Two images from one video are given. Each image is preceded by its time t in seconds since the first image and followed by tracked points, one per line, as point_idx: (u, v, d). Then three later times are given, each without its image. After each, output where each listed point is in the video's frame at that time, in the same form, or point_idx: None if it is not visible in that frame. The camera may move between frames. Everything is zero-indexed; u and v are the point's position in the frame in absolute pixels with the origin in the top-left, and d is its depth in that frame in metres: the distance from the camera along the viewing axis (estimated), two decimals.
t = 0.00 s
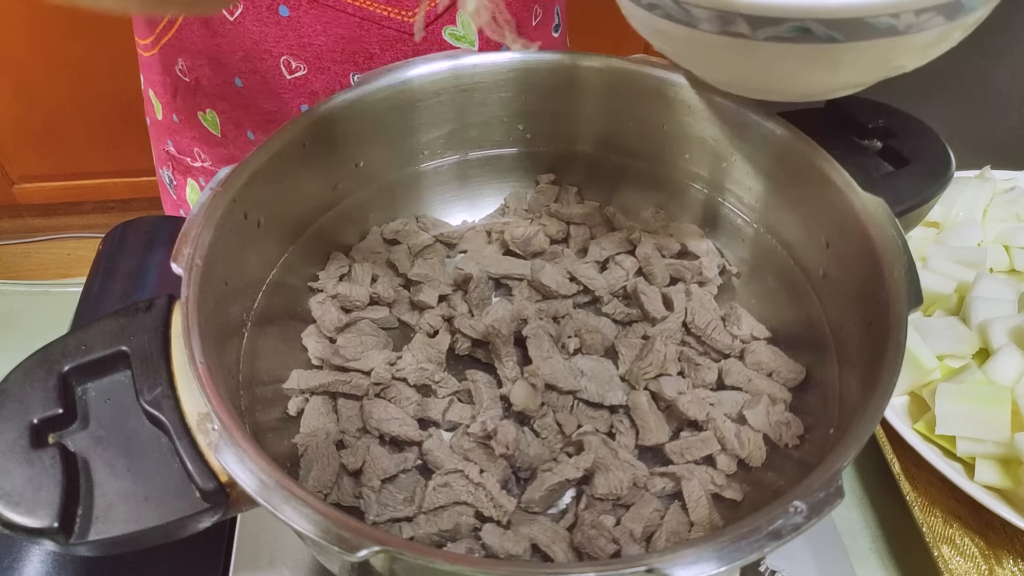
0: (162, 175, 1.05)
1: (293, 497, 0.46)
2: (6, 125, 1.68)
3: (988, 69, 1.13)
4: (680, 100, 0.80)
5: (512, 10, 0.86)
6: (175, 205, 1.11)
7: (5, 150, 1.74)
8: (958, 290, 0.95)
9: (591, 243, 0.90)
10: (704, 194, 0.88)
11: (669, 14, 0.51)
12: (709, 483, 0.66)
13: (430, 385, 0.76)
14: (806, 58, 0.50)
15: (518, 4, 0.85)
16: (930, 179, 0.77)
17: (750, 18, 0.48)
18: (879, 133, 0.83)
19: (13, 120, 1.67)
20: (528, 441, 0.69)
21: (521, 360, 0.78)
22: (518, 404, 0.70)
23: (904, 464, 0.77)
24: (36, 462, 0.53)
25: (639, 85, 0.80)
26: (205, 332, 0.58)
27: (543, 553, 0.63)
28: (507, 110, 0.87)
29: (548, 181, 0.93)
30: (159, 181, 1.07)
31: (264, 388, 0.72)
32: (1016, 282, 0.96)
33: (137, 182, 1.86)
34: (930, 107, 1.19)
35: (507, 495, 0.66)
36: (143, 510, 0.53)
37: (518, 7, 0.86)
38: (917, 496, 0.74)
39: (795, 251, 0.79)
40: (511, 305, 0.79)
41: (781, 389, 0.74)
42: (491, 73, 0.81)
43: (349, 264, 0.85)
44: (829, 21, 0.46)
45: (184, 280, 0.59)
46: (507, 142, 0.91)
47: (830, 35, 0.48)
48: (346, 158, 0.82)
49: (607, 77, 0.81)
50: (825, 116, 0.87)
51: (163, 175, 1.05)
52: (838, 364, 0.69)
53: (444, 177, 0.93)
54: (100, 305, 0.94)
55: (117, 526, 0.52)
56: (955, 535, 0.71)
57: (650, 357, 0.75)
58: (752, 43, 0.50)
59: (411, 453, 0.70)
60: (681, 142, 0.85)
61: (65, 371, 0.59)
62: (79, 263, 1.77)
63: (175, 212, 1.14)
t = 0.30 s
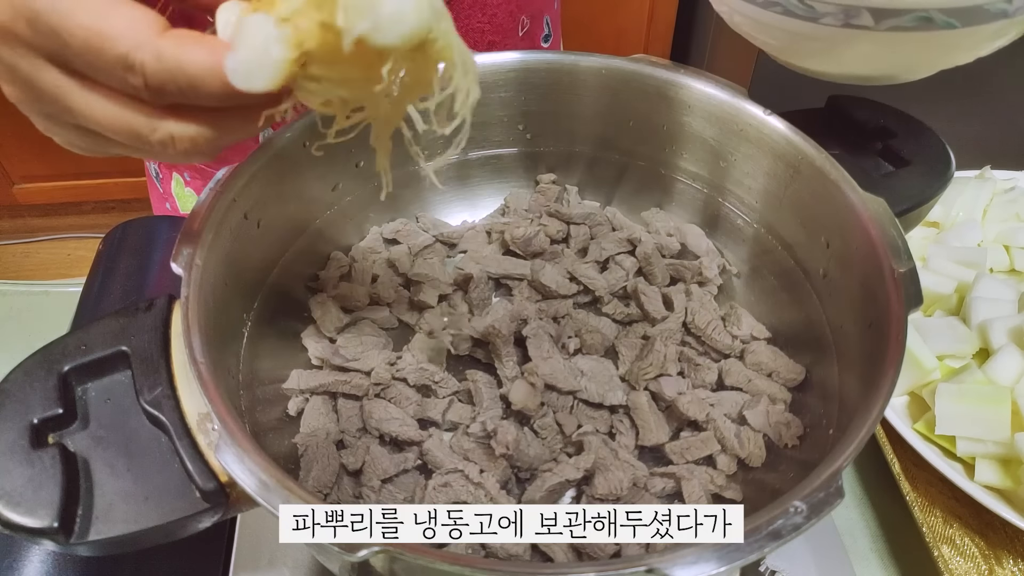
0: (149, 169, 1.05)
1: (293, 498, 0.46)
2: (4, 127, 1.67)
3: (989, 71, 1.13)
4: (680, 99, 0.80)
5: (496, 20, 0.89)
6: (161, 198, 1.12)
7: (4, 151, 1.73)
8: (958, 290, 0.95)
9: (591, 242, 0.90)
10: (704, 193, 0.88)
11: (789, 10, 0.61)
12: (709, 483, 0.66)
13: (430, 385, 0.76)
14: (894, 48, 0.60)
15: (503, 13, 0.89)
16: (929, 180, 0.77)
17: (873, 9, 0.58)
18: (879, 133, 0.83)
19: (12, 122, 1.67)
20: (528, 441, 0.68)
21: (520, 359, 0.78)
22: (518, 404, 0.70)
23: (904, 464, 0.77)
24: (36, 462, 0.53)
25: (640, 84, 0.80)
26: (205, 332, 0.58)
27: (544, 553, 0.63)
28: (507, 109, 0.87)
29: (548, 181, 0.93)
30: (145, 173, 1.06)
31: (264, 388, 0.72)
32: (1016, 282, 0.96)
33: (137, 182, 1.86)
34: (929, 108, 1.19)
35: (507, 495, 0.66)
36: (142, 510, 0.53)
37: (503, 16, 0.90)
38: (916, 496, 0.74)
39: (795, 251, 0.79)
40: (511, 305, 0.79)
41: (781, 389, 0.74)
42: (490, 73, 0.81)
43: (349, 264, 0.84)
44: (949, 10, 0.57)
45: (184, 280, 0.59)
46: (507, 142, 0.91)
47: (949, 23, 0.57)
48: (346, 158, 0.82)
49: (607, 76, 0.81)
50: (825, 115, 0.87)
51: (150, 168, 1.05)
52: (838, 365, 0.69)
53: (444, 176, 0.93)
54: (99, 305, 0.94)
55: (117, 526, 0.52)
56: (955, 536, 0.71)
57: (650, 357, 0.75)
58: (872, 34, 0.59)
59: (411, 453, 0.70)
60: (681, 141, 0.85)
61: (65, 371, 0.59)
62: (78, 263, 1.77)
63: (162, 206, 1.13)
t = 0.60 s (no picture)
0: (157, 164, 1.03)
1: (293, 498, 0.46)
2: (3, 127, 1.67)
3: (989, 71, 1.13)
4: (680, 99, 0.80)
5: (500, 19, 0.89)
6: (168, 194, 1.10)
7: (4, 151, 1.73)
8: (958, 290, 0.95)
9: (591, 242, 0.90)
10: (704, 193, 0.88)
11: (800, 8, 0.61)
12: (709, 483, 0.66)
13: (430, 385, 0.76)
14: (905, 48, 0.60)
15: (507, 13, 0.89)
16: (928, 180, 0.77)
17: (885, 9, 0.58)
18: (879, 133, 0.83)
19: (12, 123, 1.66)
20: (528, 441, 0.68)
21: (520, 359, 0.78)
22: (518, 403, 0.71)
23: (905, 464, 0.77)
24: (36, 462, 0.53)
25: (639, 84, 0.80)
26: (205, 332, 0.58)
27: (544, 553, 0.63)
28: (506, 110, 0.87)
29: (548, 181, 0.93)
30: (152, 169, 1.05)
31: (264, 388, 0.72)
32: (1016, 282, 0.96)
33: (138, 183, 1.86)
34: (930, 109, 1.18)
35: (507, 495, 0.66)
36: (143, 509, 0.53)
37: (508, 17, 0.89)
38: (916, 496, 0.74)
39: (795, 251, 0.79)
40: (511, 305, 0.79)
41: (781, 389, 0.74)
42: (490, 72, 0.81)
43: (349, 264, 0.85)
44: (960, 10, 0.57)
45: (184, 280, 0.59)
46: (507, 142, 0.92)
47: (960, 23, 0.57)
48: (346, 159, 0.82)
49: (606, 77, 0.81)
50: (824, 115, 0.87)
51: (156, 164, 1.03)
52: (838, 365, 0.69)
53: (444, 176, 0.93)
54: (100, 306, 0.93)
55: (117, 526, 0.52)
56: (955, 535, 0.71)
57: (650, 357, 0.75)
58: (882, 33, 0.59)
59: (411, 453, 0.70)
60: (681, 141, 0.85)
61: (65, 371, 0.59)
62: (79, 264, 1.77)
63: (171, 206, 1.13)
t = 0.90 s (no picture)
0: (167, 162, 1.02)
1: (293, 498, 0.46)
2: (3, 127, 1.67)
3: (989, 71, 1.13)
4: (680, 100, 0.80)
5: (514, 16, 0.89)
6: (179, 194, 1.10)
7: (4, 151, 1.73)
8: (958, 290, 0.95)
9: (591, 242, 0.90)
10: (704, 194, 0.88)
11: (806, 16, 0.61)
12: (709, 483, 0.66)
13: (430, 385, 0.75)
14: (906, 51, 0.60)
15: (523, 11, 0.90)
16: (929, 179, 0.77)
17: (887, 18, 0.57)
18: (878, 134, 0.83)
19: (13, 123, 1.66)
20: (528, 441, 0.68)
21: (520, 359, 0.78)
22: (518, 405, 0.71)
23: (904, 464, 0.77)
24: (37, 462, 0.53)
25: (639, 84, 0.81)
26: (205, 332, 0.58)
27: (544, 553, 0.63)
28: (507, 109, 0.87)
29: (548, 181, 0.93)
30: (162, 167, 1.04)
31: (264, 388, 0.72)
32: (1016, 282, 0.96)
33: (137, 182, 1.86)
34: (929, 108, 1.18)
35: (507, 495, 0.66)
36: (143, 509, 0.53)
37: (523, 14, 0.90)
38: (916, 496, 0.74)
39: (795, 251, 0.79)
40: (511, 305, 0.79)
41: (781, 389, 0.74)
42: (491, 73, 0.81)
43: (349, 263, 0.85)
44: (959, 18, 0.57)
45: (184, 279, 0.60)
46: (507, 142, 0.92)
47: (958, 31, 0.57)
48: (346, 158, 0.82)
49: (606, 77, 0.81)
50: (824, 115, 0.87)
51: (168, 162, 1.02)
52: (838, 365, 0.69)
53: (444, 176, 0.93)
54: (100, 305, 0.93)
55: (117, 526, 0.52)
56: (955, 535, 0.71)
57: (650, 357, 0.74)
58: (885, 41, 0.59)
59: (411, 453, 0.70)
60: (681, 141, 0.85)
61: (65, 371, 0.59)
62: (79, 263, 1.77)
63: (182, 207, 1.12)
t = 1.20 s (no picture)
0: (173, 164, 1.02)
1: (292, 498, 0.46)
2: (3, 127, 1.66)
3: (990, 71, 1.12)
4: (680, 99, 0.80)
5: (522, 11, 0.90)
6: (186, 196, 1.10)
7: (4, 151, 1.73)
8: (958, 290, 0.95)
9: (591, 242, 0.90)
10: (704, 194, 0.88)
11: (813, 9, 0.61)
12: (709, 483, 0.66)
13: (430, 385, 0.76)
14: (911, 44, 0.60)
15: (529, 7, 0.90)
16: (929, 179, 0.77)
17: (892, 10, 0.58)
18: (878, 134, 0.83)
19: (13, 124, 1.66)
20: (528, 441, 0.69)
21: (520, 359, 0.78)
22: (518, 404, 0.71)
23: (904, 464, 0.77)
24: (36, 462, 0.53)
25: (639, 84, 0.81)
26: (204, 332, 0.58)
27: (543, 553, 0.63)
28: (507, 109, 0.87)
29: (548, 181, 0.93)
30: (168, 169, 1.04)
31: (264, 388, 0.72)
32: (1016, 282, 0.96)
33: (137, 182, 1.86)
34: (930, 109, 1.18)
35: (506, 495, 0.66)
36: (143, 510, 0.53)
37: (529, 9, 0.91)
38: (916, 496, 0.74)
39: (795, 251, 0.79)
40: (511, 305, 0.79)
41: (781, 389, 0.74)
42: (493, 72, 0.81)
43: (349, 263, 0.85)
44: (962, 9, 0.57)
45: (184, 280, 0.60)
46: (507, 141, 0.91)
47: (961, 23, 0.57)
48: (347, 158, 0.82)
49: (606, 77, 0.81)
50: (825, 115, 0.87)
51: (174, 164, 1.02)
52: (838, 364, 0.69)
53: (444, 176, 0.93)
54: (100, 306, 0.94)
55: (117, 526, 0.52)
56: (955, 535, 0.71)
57: (650, 357, 0.75)
58: (890, 33, 0.59)
59: (411, 453, 0.70)
60: (681, 141, 0.85)
61: (65, 371, 0.59)
62: (79, 263, 1.77)
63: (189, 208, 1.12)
